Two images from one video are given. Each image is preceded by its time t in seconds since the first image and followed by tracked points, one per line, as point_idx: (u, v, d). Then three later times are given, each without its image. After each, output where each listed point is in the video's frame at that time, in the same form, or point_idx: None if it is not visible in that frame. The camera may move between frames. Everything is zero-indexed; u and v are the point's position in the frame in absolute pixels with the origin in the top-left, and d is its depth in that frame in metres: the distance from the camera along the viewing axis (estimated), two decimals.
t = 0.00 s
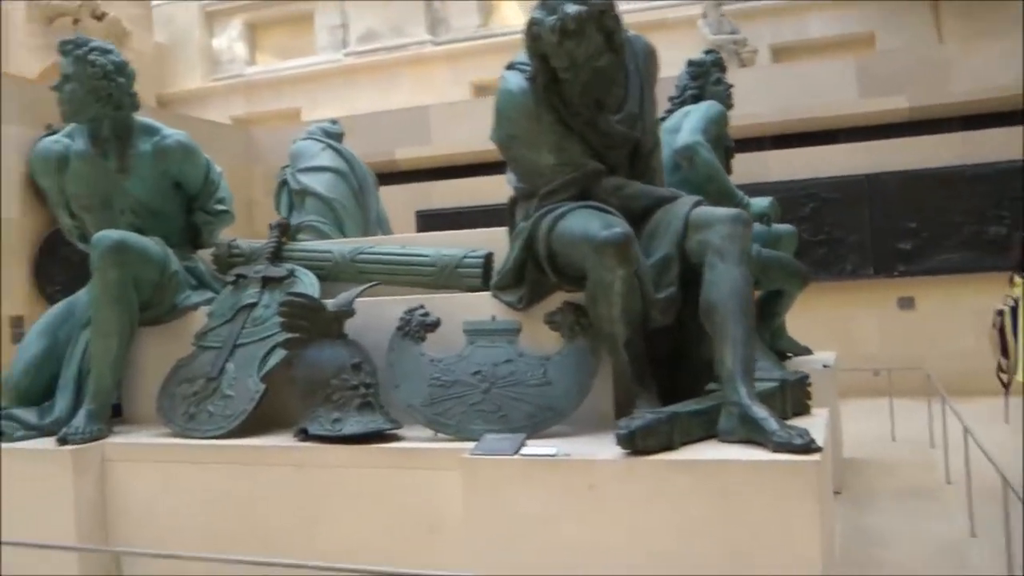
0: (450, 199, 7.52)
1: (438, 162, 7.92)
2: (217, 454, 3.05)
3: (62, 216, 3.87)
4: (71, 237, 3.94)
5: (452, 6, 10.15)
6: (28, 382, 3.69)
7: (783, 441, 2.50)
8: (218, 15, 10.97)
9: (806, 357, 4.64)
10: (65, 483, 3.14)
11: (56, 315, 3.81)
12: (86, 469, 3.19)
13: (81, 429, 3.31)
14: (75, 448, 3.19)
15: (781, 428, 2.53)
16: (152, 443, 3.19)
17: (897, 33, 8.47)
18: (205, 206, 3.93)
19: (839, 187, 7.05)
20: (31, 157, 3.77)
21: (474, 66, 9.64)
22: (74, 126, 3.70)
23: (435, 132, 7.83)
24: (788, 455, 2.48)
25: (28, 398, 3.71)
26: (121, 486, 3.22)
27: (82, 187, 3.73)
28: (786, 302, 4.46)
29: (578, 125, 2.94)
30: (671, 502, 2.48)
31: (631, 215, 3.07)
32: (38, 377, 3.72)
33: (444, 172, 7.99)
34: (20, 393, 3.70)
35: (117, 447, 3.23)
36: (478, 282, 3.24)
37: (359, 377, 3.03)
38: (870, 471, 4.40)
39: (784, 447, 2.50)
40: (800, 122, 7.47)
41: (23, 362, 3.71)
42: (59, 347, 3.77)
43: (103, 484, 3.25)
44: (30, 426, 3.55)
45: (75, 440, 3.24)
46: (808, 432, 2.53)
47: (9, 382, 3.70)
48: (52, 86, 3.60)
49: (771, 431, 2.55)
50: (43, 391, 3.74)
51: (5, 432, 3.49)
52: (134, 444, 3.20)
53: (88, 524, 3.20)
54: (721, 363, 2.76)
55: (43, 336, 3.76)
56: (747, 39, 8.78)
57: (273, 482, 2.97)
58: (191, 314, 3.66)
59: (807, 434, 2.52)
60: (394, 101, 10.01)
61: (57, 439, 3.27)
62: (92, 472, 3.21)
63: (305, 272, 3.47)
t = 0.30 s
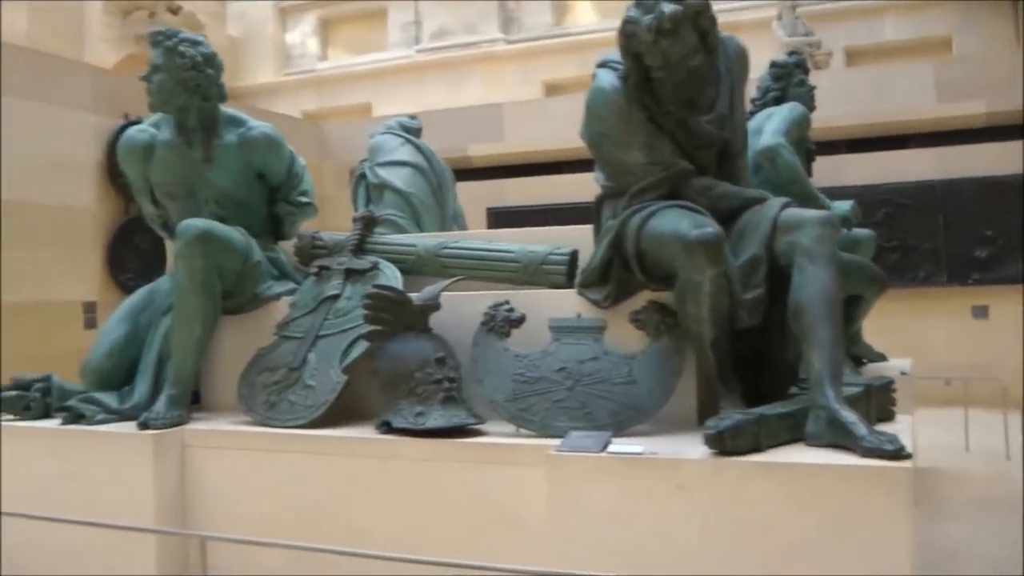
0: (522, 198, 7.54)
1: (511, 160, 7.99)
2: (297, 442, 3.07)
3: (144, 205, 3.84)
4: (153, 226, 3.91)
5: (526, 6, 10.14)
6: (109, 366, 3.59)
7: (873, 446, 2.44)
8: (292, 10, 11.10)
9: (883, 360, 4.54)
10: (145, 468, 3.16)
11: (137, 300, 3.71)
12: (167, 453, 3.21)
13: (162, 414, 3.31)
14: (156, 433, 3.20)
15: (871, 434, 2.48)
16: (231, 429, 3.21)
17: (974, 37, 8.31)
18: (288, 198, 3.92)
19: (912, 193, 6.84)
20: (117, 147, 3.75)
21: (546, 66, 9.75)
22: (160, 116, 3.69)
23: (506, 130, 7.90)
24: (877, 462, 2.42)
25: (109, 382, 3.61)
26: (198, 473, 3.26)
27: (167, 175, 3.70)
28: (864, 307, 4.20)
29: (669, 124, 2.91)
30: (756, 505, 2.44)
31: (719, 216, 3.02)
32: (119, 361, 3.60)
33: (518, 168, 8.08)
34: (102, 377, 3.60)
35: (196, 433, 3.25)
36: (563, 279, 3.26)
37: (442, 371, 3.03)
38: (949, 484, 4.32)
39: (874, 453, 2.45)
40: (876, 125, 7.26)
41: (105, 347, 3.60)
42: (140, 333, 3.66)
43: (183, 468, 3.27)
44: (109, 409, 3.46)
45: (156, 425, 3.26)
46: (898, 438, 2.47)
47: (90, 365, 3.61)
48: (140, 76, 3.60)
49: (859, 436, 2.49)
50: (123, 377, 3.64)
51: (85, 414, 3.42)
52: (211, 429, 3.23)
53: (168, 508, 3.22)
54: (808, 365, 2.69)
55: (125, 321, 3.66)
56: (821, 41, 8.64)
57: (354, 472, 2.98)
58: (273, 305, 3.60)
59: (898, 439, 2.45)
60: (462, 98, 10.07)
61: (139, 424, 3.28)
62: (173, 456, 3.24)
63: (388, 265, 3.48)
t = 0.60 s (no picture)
0: (541, 209, 7.80)
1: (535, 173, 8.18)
2: (332, 462, 3.05)
3: (170, 224, 3.82)
4: (178, 247, 3.89)
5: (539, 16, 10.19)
6: (138, 388, 3.55)
7: (915, 453, 2.40)
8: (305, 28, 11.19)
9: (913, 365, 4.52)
10: (177, 489, 3.11)
11: (166, 322, 3.69)
12: (199, 475, 3.17)
13: (193, 435, 3.27)
14: (188, 455, 3.16)
15: (913, 441, 2.44)
16: (264, 450, 3.18)
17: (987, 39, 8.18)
18: (316, 215, 3.90)
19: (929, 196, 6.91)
20: (143, 167, 3.73)
21: (557, 78, 9.85)
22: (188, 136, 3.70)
23: (526, 143, 8.17)
24: (920, 469, 2.38)
25: (137, 404, 3.57)
26: (230, 495, 3.23)
27: (194, 195, 3.69)
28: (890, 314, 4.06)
29: (701, 135, 2.89)
30: (801, 515, 2.42)
31: (752, 226, 3.00)
32: (149, 384, 3.58)
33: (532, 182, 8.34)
34: (130, 399, 3.56)
35: (230, 453, 3.22)
36: (595, 293, 3.29)
37: (477, 388, 3.02)
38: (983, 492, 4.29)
39: (916, 460, 2.41)
40: (897, 131, 7.24)
41: (134, 369, 3.57)
42: (169, 355, 3.64)
43: (214, 491, 3.23)
44: (139, 432, 3.41)
45: (188, 446, 3.21)
46: (940, 445, 2.43)
47: (119, 388, 3.57)
48: (167, 96, 3.60)
49: (901, 443, 2.45)
50: (152, 400, 3.60)
51: (114, 437, 3.37)
52: (244, 450, 3.20)
53: (199, 530, 3.16)
54: (845, 373, 2.64)
55: (153, 342, 3.63)
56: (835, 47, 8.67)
57: (390, 490, 2.96)
58: (303, 323, 3.59)
59: (939, 447, 2.41)
60: (477, 111, 10.14)
61: (170, 446, 3.23)
62: (206, 477, 3.20)
63: (419, 282, 3.50)
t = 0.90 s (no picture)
0: (544, 222, 7.86)
1: (540, 185, 8.28)
2: (345, 474, 3.03)
3: (181, 232, 3.83)
4: (188, 255, 3.88)
5: (540, 24, 10.43)
6: (147, 397, 3.53)
7: (933, 469, 2.37)
8: (307, 35, 10.65)
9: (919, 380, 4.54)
10: (187, 499, 3.08)
11: (174, 330, 3.66)
12: (209, 486, 3.14)
13: (202, 446, 3.24)
14: (197, 465, 3.13)
15: (930, 457, 2.41)
16: (275, 460, 3.16)
17: (987, 55, 8.31)
18: (327, 225, 3.91)
19: (935, 211, 6.81)
20: (154, 175, 3.72)
21: (561, 89, 9.99)
22: (199, 144, 3.68)
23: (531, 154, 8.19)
24: (938, 485, 2.36)
25: (145, 413, 3.55)
26: (240, 507, 3.19)
27: (205, 204, 3.68)
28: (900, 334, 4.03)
29: (718, 149, 2.89)
30: (819, 531, 2.40)
31: (767, 240, 2.99)
32: (158, 393, 3.55)
33: (537, 194, 8.37)
34: (138, 409, 3.54)
35: (240, 464, 3.20)
36: (609, 306, 3.30)
37: (491, 400, 3.01)
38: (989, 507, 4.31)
39: (934, 476, 2.38)
40: (902, 146, 7.24)
41: (142, 378, 3.55)
42: (177, 364, 3.61)
43: (224, 502, 3.20)
44: (147, 442, 3.38)
45: (197, 457, 3.18)
46: (957, 461, 2.40)
47: (127, 397, 3.54)
48: (180, 104, 3.58)
49: (918, 459, 2.43)
50: (160, 409, 3.58)
51: (122, 447, 3.33)
52: (254, 461, 3.18)
53: (208, 541, 3.13)
54: (861, 388, 2.61)
55: (162, 352, 3.61)
56: (837, 60, 8.70)
57: (403, 501, 2.94)
58: (312, 334, 3.58)
59: (956, 463, 2.38)
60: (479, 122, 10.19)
61: (180, 456, 3.20)
62: (216, 487, 3.17)
63: (431, 293, 3.50)
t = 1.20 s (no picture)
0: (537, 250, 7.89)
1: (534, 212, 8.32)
2: (350, 503, 3.01)
3: (183, 261, 3.80)
4: (189, 282, 3.86)
5: (535, 58, 10.36)
6: (149, 426, 3.50)
7: (941, 498, 2.37)
8: (302, 61, 11.18)
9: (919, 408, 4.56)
10: (190, 528, 3.05)
11: (176, 359, 3.63)
12: (213, 515, 3.12)
13: (205, 475, 3.22)
14: (200, 494, 3.11)
15: (937, 486, 2.41)
16: (279, 490, 3.14)
17: (980, 86, 8.40)
18: (330, 253, 3.89)
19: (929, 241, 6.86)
20: (157, 203, 3.70)
21: (554, 116, 9.96)
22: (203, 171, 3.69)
23: (526, 181, 8.23)
24: (945, 514, 2.35)
25: (146, 442, 3.51)
26: (243, 537, 3.16)
27: (208, 232, 3.67)
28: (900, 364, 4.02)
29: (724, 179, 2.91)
30: (829, 560, 2.39)
31: (774, 270, 3.00)
32: (159, 422, 3.52)
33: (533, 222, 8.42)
34: (139, 437, 3.50)
35: (243, 493, 3.17)
36: (614, 335, 3.31)
37: (499, 430, 2.99)
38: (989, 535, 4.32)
39: (941, 505, 2.37)
40: (893, 177, 7.32)
41: (144, 407, 3.52)
42: (179, 393, 3.59)
43: (227, 533, 3.17)
44: (148, 471, 3.36)
45: (200, 486, 3.16)
46: (965, 490, 2.40)
47: (126, 427, 3.50)
48: (185, 132, 3.58)
49: (926, 488, 2.42)
50: (161, 439, 3.55)
51: (123, 477, 3.31)
52: (258, 490, 3.15)
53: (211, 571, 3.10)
54: (868, 418, 2.61)
55: (163, 381, 3.58)
56: (832, 89, 8.79)
57: (410, 531, 2.93)
58: (316, 362, 3.58)
59: (965, 491, 2.37)
60: (475, 149, 10.24)
61: (182, 486, 3.18)
62: (219, 516, 3.14)
63: (437, 323, 3.51)
